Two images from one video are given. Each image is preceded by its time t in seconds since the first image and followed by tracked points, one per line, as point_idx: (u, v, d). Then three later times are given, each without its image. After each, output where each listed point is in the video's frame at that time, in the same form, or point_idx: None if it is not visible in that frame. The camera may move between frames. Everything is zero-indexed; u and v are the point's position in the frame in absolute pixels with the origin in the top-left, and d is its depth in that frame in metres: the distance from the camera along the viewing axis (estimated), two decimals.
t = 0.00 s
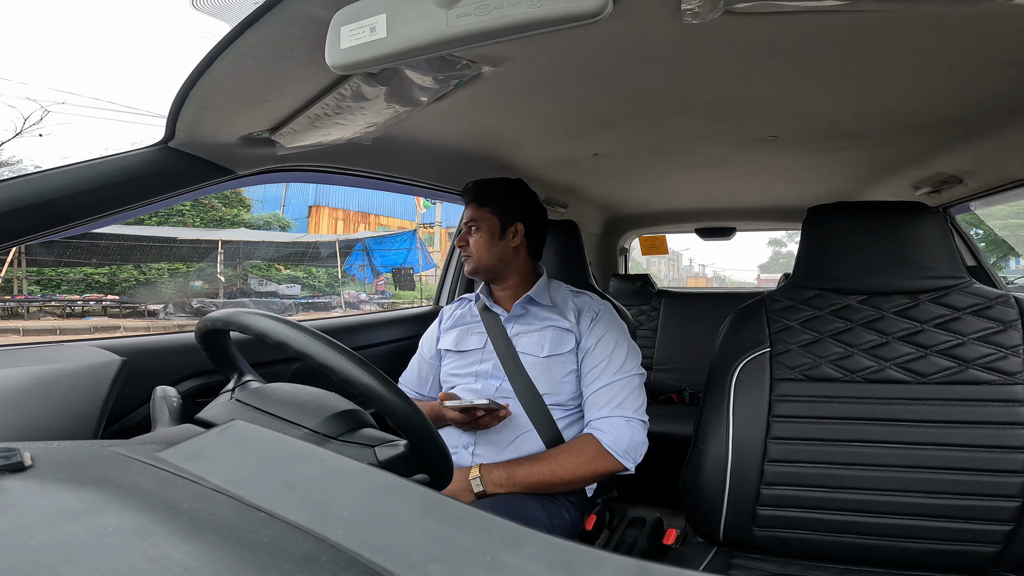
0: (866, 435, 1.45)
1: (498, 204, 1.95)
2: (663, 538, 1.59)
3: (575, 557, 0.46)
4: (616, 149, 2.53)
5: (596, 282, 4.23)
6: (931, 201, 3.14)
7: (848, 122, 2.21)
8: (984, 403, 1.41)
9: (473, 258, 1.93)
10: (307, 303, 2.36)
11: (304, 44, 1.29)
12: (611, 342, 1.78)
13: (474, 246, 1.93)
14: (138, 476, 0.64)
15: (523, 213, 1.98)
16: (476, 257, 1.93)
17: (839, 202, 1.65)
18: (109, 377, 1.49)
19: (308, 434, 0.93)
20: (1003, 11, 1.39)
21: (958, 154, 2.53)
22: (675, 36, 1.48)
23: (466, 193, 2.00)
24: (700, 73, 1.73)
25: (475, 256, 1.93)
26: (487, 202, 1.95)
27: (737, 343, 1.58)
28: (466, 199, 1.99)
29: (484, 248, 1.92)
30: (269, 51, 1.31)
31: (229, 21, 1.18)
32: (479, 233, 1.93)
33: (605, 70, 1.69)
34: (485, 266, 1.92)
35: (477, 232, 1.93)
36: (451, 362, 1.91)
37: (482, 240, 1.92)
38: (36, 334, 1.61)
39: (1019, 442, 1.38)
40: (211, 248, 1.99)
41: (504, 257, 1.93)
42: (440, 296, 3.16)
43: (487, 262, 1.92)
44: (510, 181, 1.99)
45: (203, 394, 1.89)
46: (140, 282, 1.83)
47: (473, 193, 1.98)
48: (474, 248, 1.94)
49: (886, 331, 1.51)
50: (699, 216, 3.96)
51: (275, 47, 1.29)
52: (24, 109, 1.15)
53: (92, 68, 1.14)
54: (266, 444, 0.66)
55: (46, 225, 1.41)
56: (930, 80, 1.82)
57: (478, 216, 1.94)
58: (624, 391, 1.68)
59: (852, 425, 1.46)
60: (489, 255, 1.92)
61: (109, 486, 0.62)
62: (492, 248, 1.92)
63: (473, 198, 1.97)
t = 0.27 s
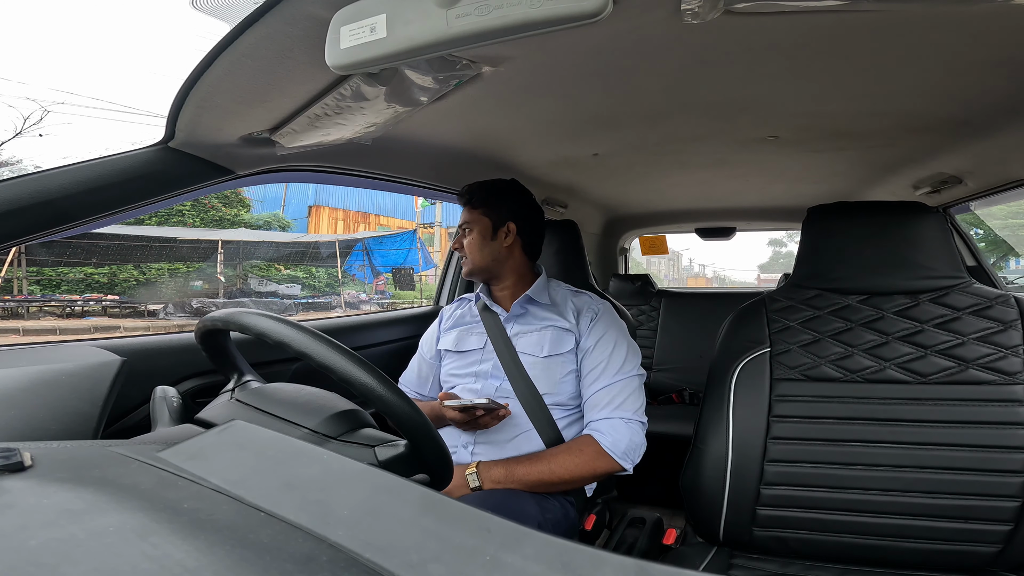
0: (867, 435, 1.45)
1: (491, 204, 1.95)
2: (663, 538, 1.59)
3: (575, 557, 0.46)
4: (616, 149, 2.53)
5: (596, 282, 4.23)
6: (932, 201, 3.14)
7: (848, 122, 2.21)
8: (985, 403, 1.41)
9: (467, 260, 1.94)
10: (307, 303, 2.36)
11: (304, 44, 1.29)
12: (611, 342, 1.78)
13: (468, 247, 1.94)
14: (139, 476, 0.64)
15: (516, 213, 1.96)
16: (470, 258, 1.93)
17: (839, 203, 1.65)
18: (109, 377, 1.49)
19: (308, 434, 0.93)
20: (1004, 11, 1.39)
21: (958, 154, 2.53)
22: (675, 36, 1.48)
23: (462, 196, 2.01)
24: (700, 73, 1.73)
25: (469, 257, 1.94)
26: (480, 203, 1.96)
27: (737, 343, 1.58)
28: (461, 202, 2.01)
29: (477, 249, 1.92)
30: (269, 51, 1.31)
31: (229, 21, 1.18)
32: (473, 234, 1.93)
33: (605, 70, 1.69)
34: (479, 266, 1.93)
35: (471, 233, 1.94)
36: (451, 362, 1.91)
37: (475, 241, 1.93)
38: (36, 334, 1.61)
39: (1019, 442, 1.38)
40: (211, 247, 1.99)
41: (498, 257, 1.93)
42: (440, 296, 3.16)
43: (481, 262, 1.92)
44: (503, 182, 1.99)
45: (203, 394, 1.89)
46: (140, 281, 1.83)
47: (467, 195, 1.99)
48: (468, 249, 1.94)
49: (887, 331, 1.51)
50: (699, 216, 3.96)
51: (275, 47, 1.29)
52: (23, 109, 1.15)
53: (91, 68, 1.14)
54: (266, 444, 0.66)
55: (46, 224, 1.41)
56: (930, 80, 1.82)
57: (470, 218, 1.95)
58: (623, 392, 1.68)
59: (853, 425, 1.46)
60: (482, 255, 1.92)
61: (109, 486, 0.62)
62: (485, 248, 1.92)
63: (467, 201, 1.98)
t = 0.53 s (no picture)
0: (866, 435, 1.45)
1: (483, 204, 1.95)
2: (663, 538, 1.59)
3: (574, 557, 0.46)
4: (616, 150, 2.53)
5: (596, 282, 4.23)
6: (931, 201, 3.14)
7: (848, 122, 2.21)
8: (985, 403, 1.41)
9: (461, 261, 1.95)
10: (307, 303, 2.36)
11: (304, 44, 1.29)
12: (609, 341, 1.78)
13: (462, 249, 1.95)
14: (139, 476, 0.64)
15: (508, 212, 1.95)
16: (464, 259, 1.94)
17: (839, 203, 1.65)
18: (109, 377, 1.50)
19: (308, 434, 0.93)
20: (1004, 12, 1.39)
21: (958, 154, 2.53)
22: (675, 36, 1.48)
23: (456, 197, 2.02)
24: (700, 73, 1.73)
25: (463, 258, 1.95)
26: (473, 203, 1.96)
27: (737, 343, 1.58)
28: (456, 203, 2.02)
29: (470, 250, 1.93)
30: (269, 52, 1.31)
31: (229, 21, 1.18)
32: (466, 234, 1.94)
33: (604, 70, 1.69)
34: (474, 267, 1.93)
35: (464, 234, 1.95)
36: (451, 361, 1.91)
37: (469, 241, 1.93)
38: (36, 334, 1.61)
39: (1019, 442, 1.38)
40: (210, 247, 1.99)
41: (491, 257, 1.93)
42: (439, 296, 3.16)
43: (475, 263, 1.93)
44: (496, 182, 1.99)
45: (203, 394, 1.89)
46: (139, 282, 1.85)
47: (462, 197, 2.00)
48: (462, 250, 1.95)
49: (886, 331, 1.51)
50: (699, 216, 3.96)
51: (275, 47, 1.29)
52: (23, 109, 1.15)
53: (92, 67, 1.14)
54: (266, 444, 0.66)
55: (46, 224, 1.41)
56: (930, 80, 1.82)
57: (464, 219, 1.95)
58: (622, 390, 1.68)
59: (852, 425, 1.46)
60: (474, 256, 1.92)
61: (109, 486, 0.62)
62: (479, 248, 1.92)
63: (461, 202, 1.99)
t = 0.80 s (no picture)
0: (867, 435, 1.45)
1: (495, 204, 1.95)
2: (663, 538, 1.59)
3: (574, 557, 0.46)
4: (616, 149, 2.53)
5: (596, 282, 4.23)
6: (931, 201, 3.14)
7: (848, 122, 2.21)
8: (985, 403, 1.41)
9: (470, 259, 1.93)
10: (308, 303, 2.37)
11: (304, 44, 1.29)
12: (607, 340, 1.78)
13: (471, 246, 1.93)
14: (139, 477, 0.64)
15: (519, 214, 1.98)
16: (473, 258, 1.92)
17: (839, 203, 1.65)
18: (109, 377, 1.50)
19: (308, 434, 0.93)
20: (1004, 12, 1.39)
21: (958, 154, 2.53)
22: (675, 36, 1.48)
23: (462, 194, 1.99)
24: (700, 73, 1.73)
25: (472, 256, 1.93)
26: (484, 202, 1.95)
27: (737, 343, 1.58)
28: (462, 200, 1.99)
29: (482, 248, 1.92)
30: (269, 51, 1.31)
31: (229, 21, 1.18)
32: (477, 233, 1.93)
33: (605, 70, 1.69)
34: (484, 266, 1.92)
35: (476, 232, 1.93)
36: (451, 361, 1.91)
37: (480, 240, 1.92)
38: (36, 334, 1.61)
39: (1019, 442, 1.38)
40: (210, 247, 2.00)
41: (501, 257, 1.93)
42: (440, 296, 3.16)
43: (486, 262, 1.92)
44: (503, 182, 2.00)
45: (203, 394, 1.89)
46: (139, 281, 1.86)
47: (469, 194, 1.98)
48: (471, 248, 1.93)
49: (887, 331, 1.51)
50: (699, 216, 3.96)
51: (275, 47, 1.29)
52: (24, 110, 1.15)
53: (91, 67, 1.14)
54: (266, 445, 0.66)
55: (47, 224, 1.41)
56: (930, 80, 1.82)
57: (476, 217, 1.94)
58: (620, 390, 1.68)
59: (853, 425, 1.46)
60: (487, 255, 1.92)
61: (109, 486, 0.62)
62: (492, 248, 1.92)
63: (469, 200, 1.97)
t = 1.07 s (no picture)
0: (867, 435, 1.45)
1: (520, 208, 1.97)
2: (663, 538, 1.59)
3: (574, 557, 0.46)
4: (616, 149, 2.53)
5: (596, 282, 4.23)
6: (931, 201, 3.14)
7: (848, 122, 2.21)
8: (985, 403, 1.41)
9: (495, 257, 1.91)
10: (307, 303, 2.35)
11: (304, 44, 1.29)
12: (608, 342, 1.78)
13: (500, 245, 1.92)
14: (139, 477, 0.64)
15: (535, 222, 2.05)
16: (498, 255, 1.91)
17: (839, 202, 1.65)
18: (109, 377, 1.50)
19: (308, 434, 0.93)
20: (1003, 12, 1.39)
21: (957, 154, 2.53)
22: (675, 36, 1.48)
23: (486, 188, 1.97)
24: (700, 73, 1.73)
25: (497, 253, 1.91)
26: (511, 203, 1.96)
27: (737, 343, 1.58)
28: (486, 194, 1.97)
29: (512, 249, 1.93)
30: (269, 51, 1.31)
31: (229, 21, 1.18)
32: (505, 232, 1.93)
33: (605, 70, 1.69)
34: (507, 265, 1.91)
35: (506, 232, 1.93)
36: (450, 360, 1.91)
37: (507, 240, 1.92)
38: (37, 334, 1.61)
39: (1019, 442, 1.38)
40: (211, 248, 1.98)
41: (521, 260, 1.94)
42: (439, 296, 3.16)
43: (509, 262, 1.92)
44: (524, 186, 2.01)
45: (203, 394, 1.89)
46: (140, 282, 1.83)
47: (495, 190, 1.96)
48: (496, 246, 1.92)
49: (887, 331, 1.51)
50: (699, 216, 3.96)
51: (274, 47, 1.29)
52: (24, 109, 1.15)
53: (91, 67, 1.14)
54: (265, 445, 0.66)
55: (47, 224, 1.41)
56: (930, 80, 1.82)
57: (506, 217, 1.94)
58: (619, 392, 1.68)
59: (853, 425, 1.46)
60: (515, 256, 1.93)
61: (109, 486, 0.62)
62: (520, 250, 1.94)
63: (496, 196, 1.96)
